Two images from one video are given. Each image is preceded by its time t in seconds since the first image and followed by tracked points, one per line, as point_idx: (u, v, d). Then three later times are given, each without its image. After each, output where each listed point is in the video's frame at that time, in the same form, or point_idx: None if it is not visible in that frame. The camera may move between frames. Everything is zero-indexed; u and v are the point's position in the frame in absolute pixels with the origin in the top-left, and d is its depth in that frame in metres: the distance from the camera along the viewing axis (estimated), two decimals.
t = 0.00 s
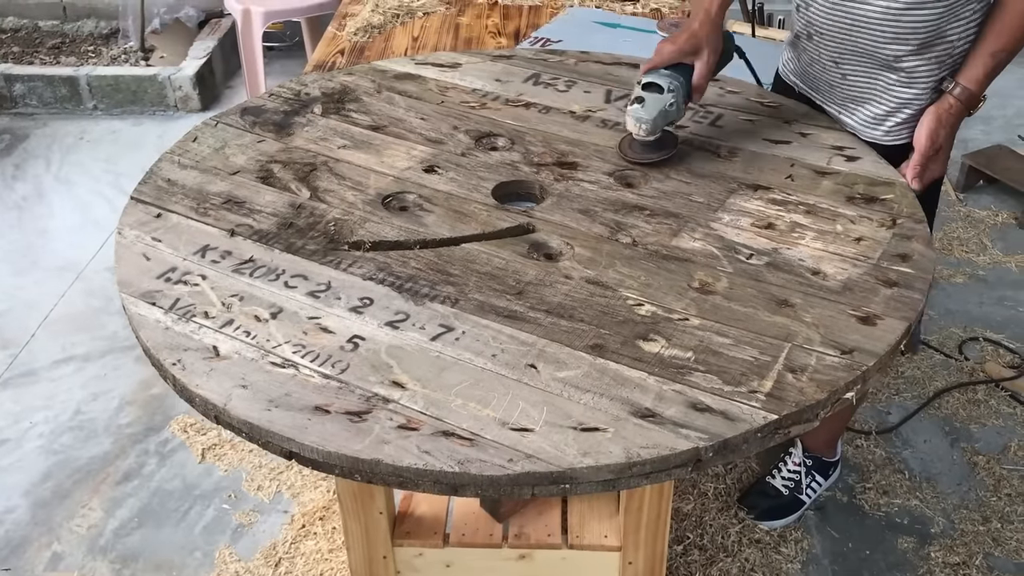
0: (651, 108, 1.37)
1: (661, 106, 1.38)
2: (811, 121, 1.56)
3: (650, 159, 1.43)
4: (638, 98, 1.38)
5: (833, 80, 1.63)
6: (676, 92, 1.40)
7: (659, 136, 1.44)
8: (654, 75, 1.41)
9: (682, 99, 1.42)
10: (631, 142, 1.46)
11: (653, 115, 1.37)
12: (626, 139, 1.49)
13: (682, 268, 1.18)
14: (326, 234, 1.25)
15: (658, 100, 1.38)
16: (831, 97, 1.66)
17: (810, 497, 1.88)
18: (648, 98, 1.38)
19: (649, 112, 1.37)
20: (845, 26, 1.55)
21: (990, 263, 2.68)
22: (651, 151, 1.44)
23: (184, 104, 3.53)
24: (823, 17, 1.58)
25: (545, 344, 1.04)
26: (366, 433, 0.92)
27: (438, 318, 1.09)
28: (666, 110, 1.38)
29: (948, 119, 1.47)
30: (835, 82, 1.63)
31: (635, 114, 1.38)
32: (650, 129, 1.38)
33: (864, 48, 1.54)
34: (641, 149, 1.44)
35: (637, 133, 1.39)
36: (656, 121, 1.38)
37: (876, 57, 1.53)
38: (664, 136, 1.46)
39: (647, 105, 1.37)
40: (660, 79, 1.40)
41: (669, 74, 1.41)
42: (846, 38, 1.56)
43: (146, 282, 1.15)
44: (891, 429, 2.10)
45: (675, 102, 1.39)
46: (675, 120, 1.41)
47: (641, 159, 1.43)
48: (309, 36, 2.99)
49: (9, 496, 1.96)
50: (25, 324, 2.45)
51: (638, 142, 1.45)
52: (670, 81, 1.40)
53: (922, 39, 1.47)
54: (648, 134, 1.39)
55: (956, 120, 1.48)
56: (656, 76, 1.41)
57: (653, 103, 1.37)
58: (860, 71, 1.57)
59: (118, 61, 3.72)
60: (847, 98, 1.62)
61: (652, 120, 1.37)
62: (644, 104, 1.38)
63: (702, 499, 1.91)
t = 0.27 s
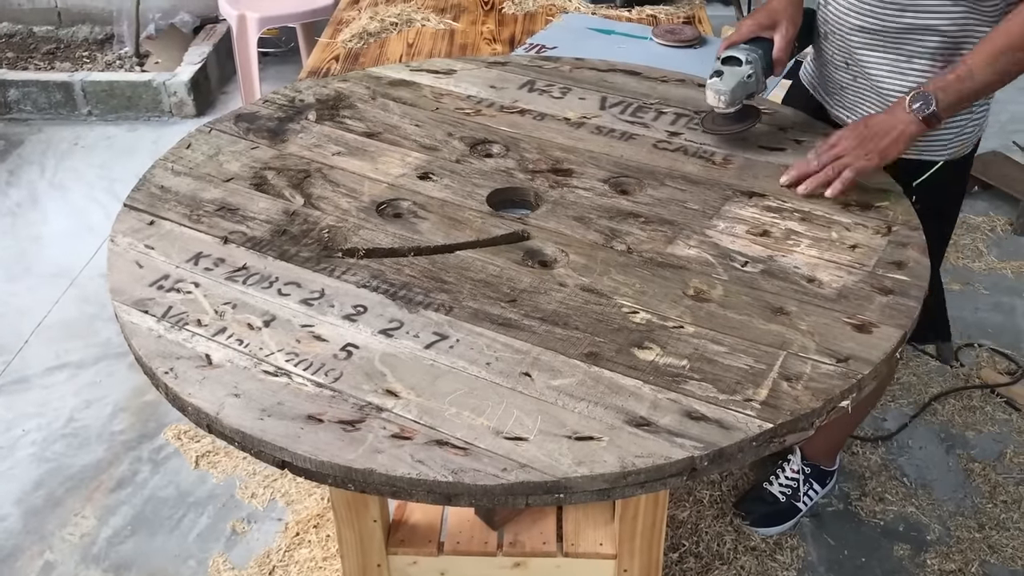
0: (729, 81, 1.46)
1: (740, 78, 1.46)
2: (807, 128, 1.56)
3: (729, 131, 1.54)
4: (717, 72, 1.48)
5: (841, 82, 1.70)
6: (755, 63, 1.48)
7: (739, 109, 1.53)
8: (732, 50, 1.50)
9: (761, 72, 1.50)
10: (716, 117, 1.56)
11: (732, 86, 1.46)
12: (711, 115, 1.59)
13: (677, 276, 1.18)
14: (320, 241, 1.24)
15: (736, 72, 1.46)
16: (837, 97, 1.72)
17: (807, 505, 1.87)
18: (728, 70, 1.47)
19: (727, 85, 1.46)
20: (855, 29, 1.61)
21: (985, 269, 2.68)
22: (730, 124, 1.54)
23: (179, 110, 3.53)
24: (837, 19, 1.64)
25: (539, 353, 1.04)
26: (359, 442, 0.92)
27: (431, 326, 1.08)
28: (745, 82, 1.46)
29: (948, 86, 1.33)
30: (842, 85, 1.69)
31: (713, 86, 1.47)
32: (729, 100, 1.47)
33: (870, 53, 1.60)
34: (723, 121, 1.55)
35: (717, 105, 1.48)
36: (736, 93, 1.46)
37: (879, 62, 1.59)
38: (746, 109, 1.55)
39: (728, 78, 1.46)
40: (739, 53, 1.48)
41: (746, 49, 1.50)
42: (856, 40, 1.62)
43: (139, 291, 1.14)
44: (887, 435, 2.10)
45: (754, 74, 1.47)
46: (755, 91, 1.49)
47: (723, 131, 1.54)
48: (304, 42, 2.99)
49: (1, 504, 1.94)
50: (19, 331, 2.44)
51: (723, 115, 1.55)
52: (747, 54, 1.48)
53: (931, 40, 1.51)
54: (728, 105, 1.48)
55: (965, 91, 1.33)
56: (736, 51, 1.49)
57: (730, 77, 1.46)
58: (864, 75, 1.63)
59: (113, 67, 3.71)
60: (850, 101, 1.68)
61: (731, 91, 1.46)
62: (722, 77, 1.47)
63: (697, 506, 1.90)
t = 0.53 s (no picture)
0: (755, 80, 1.50)
1: (765, 77, 1.50)
2: (806, 135, 1.57)
3: (749, 128, 1.57)
4: (742, 70, 1.52)
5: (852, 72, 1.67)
6: (779, 63, 1.51)
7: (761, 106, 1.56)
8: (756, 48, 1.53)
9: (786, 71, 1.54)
10: (738, 112, 1.60)
11: (756, 86, 1.50)
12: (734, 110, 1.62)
13: (677, 282, 1.18)
14: (321, 248, 1.25)
15: (762, 70, 1.50)
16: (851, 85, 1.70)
17: (868, 524, 1.84)
18: (756, 68, 1.50)
19: (752, 83, 1.51)
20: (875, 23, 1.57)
21: (984, 275, 2.69)
22: (750, 121, 1.57)
23: (179, 116, 3.53)
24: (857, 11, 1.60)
25: (540, 360, 1.04)
26: (360, 449, 0.92)
27: (432, 332, 1.08)
28: (768, 81, 1.51)
29: (907, 92, 1.43)
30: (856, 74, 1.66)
31: (739, 85, 1.52)
32: (753, 99, 1.52)
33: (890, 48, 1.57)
34: (744, 117, 1.58)
35: (740, 102, 1.53)
36: (759, 92, 1.51)
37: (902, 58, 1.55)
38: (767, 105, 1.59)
39: (754, 78, 1.50)
40: (764, 52, 1.51)
41: (769, 48, 1.52)
42: (876, 31, 1.57)
43: (140, 298, 1.14)
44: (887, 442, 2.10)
45: (778, 73, 1.50)
46: (778, 89, 1.53)
47: (745, 127, 1.57)
48: (304, 48, 3.00)
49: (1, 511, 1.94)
50: (18, 337, 2.44)
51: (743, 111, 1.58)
52: (771, 53, 1.51)
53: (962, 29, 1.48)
54: (751, 103, 1.53)
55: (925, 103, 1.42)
56: (761, 49, 1.52)
57: (756, 75, 1.50)
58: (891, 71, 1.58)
59: (112, 73, 3.72)
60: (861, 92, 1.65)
61: (756, 90, 1.51)
62: (747, 76, 1.51)
63: (697, 513, 1.90)
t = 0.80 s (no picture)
0: (858, 120, 1.40)
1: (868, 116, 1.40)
2: (805, 138, 1.57)
3: (849, 170, 1.45)
4: (841, 109, 1.42)
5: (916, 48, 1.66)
6: (880, 99, 1.41)
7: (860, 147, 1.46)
8: (851, 84, 1.43)
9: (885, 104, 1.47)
10: (831, 153, 1.48)
11: (861, 126, 1.40)
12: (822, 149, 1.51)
13: (675, 286, 1.18)
14: (319, 252, 1.25)
15: (864, 109, 1.40)
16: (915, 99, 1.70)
17: (924, 545, 1.83)
18: (856, 107, 1.41)
19: (856, 124, 1.40)
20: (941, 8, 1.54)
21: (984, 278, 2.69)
22: (845, 162, 1.46)
23: (179, 120, 3.53)
24: None
25: (538, 363, 1.04)
26: (358, 452, 0.91)
27: (430, 335, 1.08)
28: (870, 119, 1.41)
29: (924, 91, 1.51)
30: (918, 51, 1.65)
31: (840, 124, 1.42)
32: (855, 140, 1.41)
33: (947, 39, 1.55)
34: (839, 158, 1.47)
35: (841, 143, 1.43)
36: (862, 132, 1.41)
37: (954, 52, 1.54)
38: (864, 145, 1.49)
39: (854, 118, 1.40)
40: (863, 89, 1.41)
41: (867, 84, 1.43)
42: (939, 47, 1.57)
43: (138, 302, 1.14)
44: (887, 445, 2.10)
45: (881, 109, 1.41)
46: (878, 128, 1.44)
47: (842, 170, 1.45)
48: (303, 52, 3.00)
49: None
50: (17, 341, 2.44)
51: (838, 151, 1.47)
52: (871, 89, 1.41)
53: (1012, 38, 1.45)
54: (854, 143, 1.42)
55: (935, 114, 1.52)
56: (856, 85, 1.42)
57: (858, 114, 1.40)
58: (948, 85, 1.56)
59: (112, 77, 3.72)
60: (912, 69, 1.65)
61: (860, 130, 1.40)
62: (849, 115, 1.41)
63: (697, 516, 1.90)
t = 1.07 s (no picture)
0: (864, 163, 1.27)
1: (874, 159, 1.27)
2: (804, 138, 1.57)
3: (853, 215, 1.33)
4: (844, 150, 1.28)
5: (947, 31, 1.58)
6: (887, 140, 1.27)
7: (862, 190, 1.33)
8: (854, 121, 1.28)
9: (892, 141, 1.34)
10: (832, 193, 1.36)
11: (867, 169, 1.28)
12: (822, 186, 1.38)
13: (675, 286, 1.18)
14: (318, 253, 1.24)
15: (870, 151, 1.26)
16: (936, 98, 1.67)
17: (923, 545, 1.83)
18: (863, 147, 1.26)
19: (862, 166, 1.28)
20: None
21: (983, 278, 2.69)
22: (848, 205, 1.34)
23: (177, 120, 3.53)
24: None
25: (537, 364, 1.03)
26: (357, 454, 0.91)
27: (429, 336, 1.08)
28: (876, 162, 1.27)
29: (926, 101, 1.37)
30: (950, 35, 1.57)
31: (843, 166, 1.29)
32: (859, 183, 1.30)
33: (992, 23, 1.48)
34: (840, 201, 1.34)
35: (844, 186, 1.31)
36: (866, 175, 1.29)
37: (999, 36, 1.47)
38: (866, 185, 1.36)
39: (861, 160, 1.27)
40: (868, 128, 1.26)
41: (873, 121, 1.28)
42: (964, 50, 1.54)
43: (137, 303, 1.14)
44: (886, 446, 2.10)
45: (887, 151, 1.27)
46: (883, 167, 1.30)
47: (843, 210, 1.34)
48: (302, 52, 2.99)
49: None
50: (16, 341, 2.44)
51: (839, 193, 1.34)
52: (878, 128, 1.27)
53: None
54: (858, 185, 1.30)
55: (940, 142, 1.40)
56: (859, 123, 1.27)
57: (864, 157, 1.27)
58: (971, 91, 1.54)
59: (111, 78, 3.72)
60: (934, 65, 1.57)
61: (865, 174, 1.28)
62: (854, 157, 1.27)
63: (696, 517, 1.90)
